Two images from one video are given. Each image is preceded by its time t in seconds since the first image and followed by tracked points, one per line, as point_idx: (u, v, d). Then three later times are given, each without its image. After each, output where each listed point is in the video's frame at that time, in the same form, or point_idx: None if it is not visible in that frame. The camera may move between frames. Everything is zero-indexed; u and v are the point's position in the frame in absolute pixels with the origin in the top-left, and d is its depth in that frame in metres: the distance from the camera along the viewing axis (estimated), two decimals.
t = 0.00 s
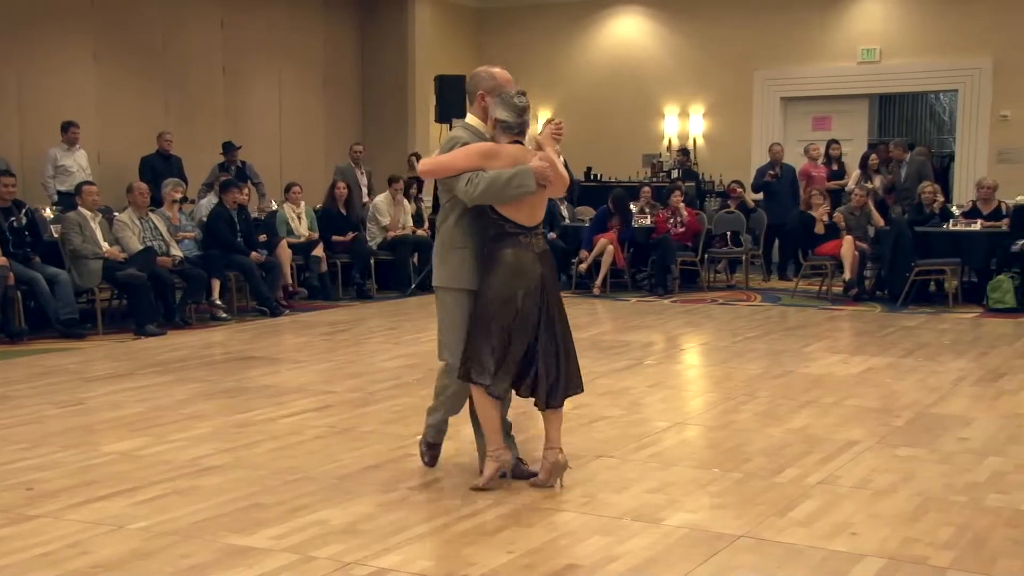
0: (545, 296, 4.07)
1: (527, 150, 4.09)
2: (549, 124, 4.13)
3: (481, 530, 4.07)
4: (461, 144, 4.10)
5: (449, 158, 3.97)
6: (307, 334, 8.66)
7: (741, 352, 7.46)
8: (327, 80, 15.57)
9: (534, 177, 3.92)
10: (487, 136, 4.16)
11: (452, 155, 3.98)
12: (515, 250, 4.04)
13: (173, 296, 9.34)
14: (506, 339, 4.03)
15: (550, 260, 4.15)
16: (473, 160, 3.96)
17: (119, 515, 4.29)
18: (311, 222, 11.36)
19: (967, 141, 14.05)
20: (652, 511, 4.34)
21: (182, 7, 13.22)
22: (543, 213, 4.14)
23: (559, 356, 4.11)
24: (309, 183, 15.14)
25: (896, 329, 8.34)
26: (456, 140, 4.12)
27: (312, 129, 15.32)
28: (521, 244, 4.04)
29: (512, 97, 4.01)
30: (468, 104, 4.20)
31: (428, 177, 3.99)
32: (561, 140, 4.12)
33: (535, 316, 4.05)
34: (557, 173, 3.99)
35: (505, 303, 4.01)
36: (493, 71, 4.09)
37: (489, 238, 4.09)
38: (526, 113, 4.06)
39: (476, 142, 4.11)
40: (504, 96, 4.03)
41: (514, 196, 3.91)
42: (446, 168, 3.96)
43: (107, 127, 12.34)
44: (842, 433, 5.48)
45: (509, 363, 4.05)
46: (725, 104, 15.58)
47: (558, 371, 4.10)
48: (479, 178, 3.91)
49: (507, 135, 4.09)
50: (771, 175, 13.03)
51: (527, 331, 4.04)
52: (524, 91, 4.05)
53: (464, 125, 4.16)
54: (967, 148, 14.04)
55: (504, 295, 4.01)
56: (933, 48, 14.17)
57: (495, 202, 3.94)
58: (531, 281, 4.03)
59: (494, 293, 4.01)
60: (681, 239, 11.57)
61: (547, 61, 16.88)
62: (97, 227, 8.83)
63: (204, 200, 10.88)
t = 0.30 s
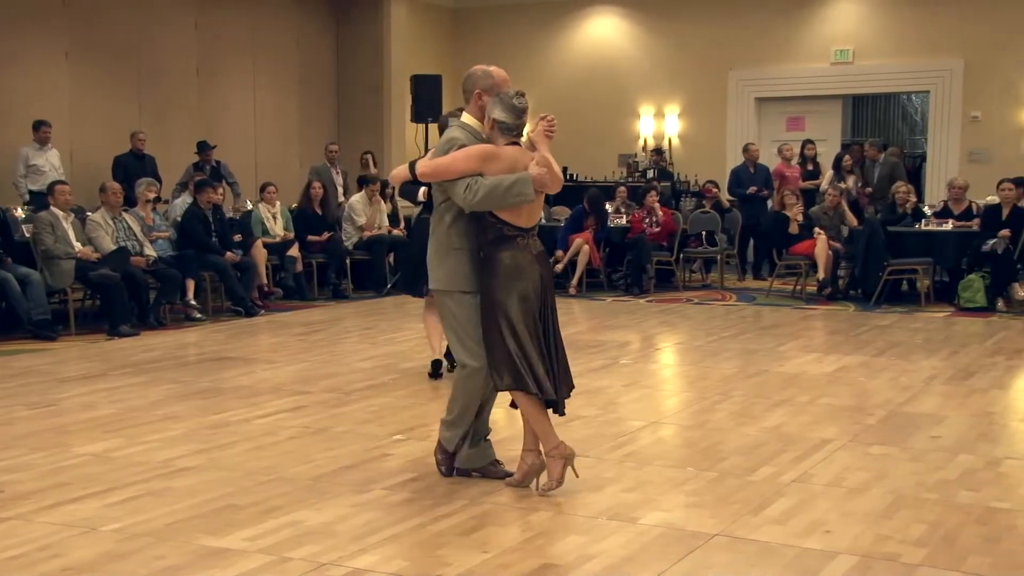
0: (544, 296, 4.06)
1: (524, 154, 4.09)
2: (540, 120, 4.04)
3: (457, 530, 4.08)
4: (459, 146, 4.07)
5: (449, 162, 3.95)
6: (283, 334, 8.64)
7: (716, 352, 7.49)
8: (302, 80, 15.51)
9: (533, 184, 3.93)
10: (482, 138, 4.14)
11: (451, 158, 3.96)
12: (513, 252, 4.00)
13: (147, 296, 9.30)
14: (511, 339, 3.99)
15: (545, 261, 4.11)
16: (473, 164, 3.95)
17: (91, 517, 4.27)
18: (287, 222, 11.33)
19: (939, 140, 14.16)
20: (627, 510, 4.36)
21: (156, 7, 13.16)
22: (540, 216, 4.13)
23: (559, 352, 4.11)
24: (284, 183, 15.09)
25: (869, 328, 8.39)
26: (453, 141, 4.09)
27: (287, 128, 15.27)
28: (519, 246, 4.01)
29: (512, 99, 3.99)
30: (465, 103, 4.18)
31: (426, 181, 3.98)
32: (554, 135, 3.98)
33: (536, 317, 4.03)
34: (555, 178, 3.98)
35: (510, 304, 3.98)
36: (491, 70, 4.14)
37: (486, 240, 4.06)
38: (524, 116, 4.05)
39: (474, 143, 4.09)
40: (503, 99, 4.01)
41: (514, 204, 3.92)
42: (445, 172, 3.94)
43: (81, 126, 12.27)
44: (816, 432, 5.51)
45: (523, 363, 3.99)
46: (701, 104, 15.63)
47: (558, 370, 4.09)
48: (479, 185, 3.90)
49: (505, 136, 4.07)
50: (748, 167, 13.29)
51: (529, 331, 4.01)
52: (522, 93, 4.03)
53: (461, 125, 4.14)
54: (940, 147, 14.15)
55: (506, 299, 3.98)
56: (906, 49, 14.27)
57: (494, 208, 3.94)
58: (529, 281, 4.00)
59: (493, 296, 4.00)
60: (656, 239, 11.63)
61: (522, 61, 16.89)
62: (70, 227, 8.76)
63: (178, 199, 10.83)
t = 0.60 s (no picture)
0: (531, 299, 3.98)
1: (507, 155, 3.96)
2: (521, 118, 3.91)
3: (436, 530, 4.07)
4: (442, 147, 3.94)
5: (432, 163, 3.83)
6: (262, 334, 8.61)
7: (695, 351, 7.51)
8: (280, 78, 15.45)
9: (515, 188, 3.81)
10: (466, 138, 4.02)
11: (434, 158, 3.84)
12: (499, 255, 3.93)
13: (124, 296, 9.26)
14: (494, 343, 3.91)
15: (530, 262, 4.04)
16: (456, 166, 3.83)
17: (68, 518, 4.24)
18: (266, 222, 11.32)
19: (914, 140, 14.25)
20: (606, 509, 4.37)
21: (133, 6, 13.09)
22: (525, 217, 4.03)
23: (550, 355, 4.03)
24: (262, 183, 15.04)
25: (847, 328, 8.44)
26: (435, 141, 3.96)
27: (266, 128, 15.22)
28: (504, 248, 3.94)
29: (495, 101, 3.86)
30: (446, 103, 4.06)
31: (409, 183, 3.87)
32: (534, 133, 3.91)
33: (524, 321, 3.95)
34: (536, 179, 3.88)
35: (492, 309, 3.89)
36: (473, 69, 4.02)
37: (471, 242, 3.98)
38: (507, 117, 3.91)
39: (457, 144, 3.96)
40: (485, 99, 3.88)
41: (495, 207, 3.81)
42: (429, 173, 3.83)
43: (58, 126, 12.19)
44: (794, 431, 5.54)
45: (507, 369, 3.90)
46: (680, 104, 15.68)
47: (548, 378, 3.99)
48: (460, 187, 3.79)
49: (488, 138, 3.94)
50: (726, 167, 13.34)
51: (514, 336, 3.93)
52: (506, 94, 3.91)
53: (442, 125, 4.02)
54: (916, 147, 14.24)
55: (492, 302, 3.91)
56: (883, 50, 14.35)
57: (476, 211, 3.83)
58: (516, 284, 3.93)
59: (478, 300, 3.93)
60: (636, 239, 11.63)
61: (501, 60, 16.89)
62: (46, 226, 8.70)
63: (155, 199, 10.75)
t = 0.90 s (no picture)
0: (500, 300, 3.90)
1: (483, 152, 3.92)
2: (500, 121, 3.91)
3: (429, 529, 4.07)
4: (416, 141, 3.93)
5: (404, 155, 3.80)
6: (253, 334, 8.60)
7: (687, 351, 7.52)
8: (272, 77, 15.43)
9: (490, 184, 3.78)
10: (441, 133, 3.99)
11: (407, 151, 3.81)
12: (469, 254, 3.87)
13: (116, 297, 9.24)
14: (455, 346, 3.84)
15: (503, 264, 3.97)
16: (431, 158, 3.79)
17: (59, 519, 4.23)
18: (257, 222, 11.33)
19: (905, 141, 14.28)
20: (598, 510, 4.37)
21: (123, 6, 13.05)
22: (498, 216, 3.97)
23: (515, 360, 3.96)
24: (254, 183, 15.02)
25: (838, 328, 8.45)
26: (411, 135, 3.94)
27: (258, 127, 15.20)
28: (474, 247, 3.88)
29: (472, 96, 3.82)
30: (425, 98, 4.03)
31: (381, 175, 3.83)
32: (514, 136, 3.91)
33: (491, 323, 3.87)
34: (514, 178, 3.85)
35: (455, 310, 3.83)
36: (451, 65, 3.98)
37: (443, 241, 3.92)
38: (484, 113, 3.88)
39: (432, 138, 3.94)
40: (462, 95, 3.86)
41: (468, 201, 3.76)
42: (400, 166, 3.80)
43: (49, 125, 12.15)
44: (786, 431, 5.55)
45: (465, 372, 3.83)
46: (672, 104, 15.69)
47: (512, 381, 3.92)
48: (434, 179, 3.75)
49: (465, 134, 3.91)
50: (717, 168, 13.34)
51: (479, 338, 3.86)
52: (484, 90, 3.87)
53: (419, 120, 4.00)
54: (907, 148, 14.27)
55: (457, 303, 3.84)
56: (875, 50, 14.38)
57: (449, 205, 3.79)
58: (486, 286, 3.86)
59: (443, 301, 3.86)
60: (627, 239, 11.63)
61: (493, 60, 16.89)
62: (36, 226, 8.67)
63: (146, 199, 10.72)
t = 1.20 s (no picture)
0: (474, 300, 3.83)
1: (461, 150, 3.89)
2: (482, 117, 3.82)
3: (426, 529, 4.06)
4: (394, 138, 3.93)
5: (378, 152, 3.81)
6: (251, 334, 8.59)
7: (684, 352, 7.52)
8: (269, 77, 15.42)
9: (468, 182, 3.73)
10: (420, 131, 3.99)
11: (383, 147, 3.82)
12: (443, 252, 3.83)
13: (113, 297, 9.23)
14: (423, 346, 3.79)
15: (482, 264, 3.91)
16: (405, 154, 3.79)
17: (56, 519, 4.23)
18: (255, 222, 11.33)
19: (902, 141, 14.30)
20: (596, 510, 4.37)
21: (121, 5, 13.05)
22: (476, 215, 3.91)
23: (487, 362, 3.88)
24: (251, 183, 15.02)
25: (835, 328, 8.46)
26: (388, 132, 3.96)
27: (256, 126, 15.20)
28: (448, 245, 3.83)
29: (451, 93, 3.80)
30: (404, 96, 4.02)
31: (356, 171, 3.83)
32: (495, 134, 3.82)
33: (462, 322, 3.81)
34: (493, 178, 3.79)
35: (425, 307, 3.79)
36: (431, 63, 3.97)
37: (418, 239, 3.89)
38: (463, 111, 3.84)
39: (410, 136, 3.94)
40: (441, 91, 3.84)
41: (445, 200, 3.73)
42: (375, 163, 3.79)
43: (47, 125, 12.14)
44: (783, 431, 5.56)
45: (431, 369, 3.78)
46: (670, 105, 15.69)
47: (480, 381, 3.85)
48: (410, 176, 3.73)
49: (442, 131, 3.88)
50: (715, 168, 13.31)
51: (450, 339, 3.81)
52: (463, 86, 3.84)
53: (399, 118, 4.00)
54: (904, 149, 14.29)
55: (427, 302, 3.80)
56: (872, 50, 14.39)
57: (425, 203, 3.76)
58: (458, 285, 3.80)
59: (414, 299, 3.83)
60: (625, 239, 11.63)
61: (491, 59, 16.89)
62: (33, 226, 8.68)
63: (143, 200, 10.77)
